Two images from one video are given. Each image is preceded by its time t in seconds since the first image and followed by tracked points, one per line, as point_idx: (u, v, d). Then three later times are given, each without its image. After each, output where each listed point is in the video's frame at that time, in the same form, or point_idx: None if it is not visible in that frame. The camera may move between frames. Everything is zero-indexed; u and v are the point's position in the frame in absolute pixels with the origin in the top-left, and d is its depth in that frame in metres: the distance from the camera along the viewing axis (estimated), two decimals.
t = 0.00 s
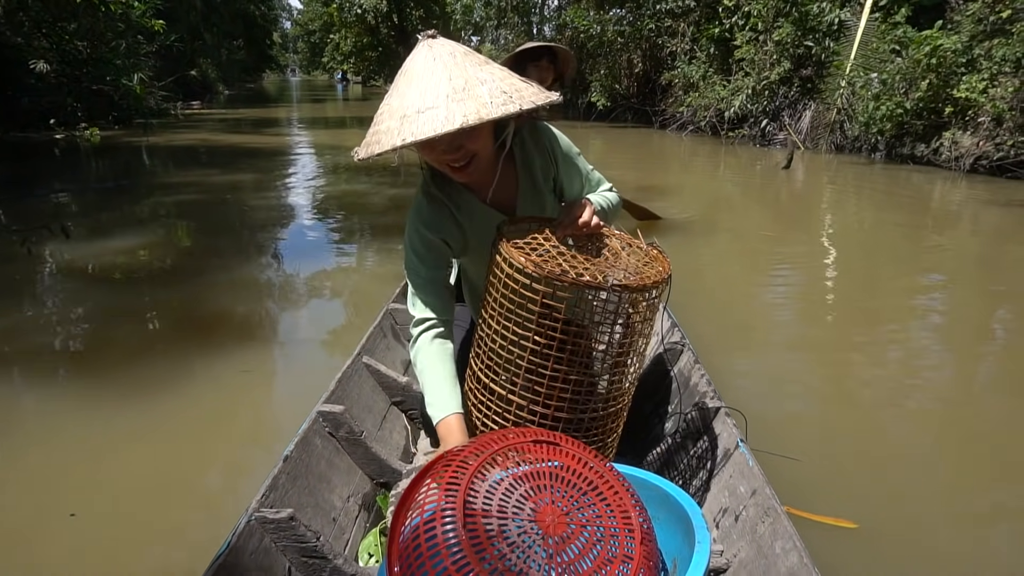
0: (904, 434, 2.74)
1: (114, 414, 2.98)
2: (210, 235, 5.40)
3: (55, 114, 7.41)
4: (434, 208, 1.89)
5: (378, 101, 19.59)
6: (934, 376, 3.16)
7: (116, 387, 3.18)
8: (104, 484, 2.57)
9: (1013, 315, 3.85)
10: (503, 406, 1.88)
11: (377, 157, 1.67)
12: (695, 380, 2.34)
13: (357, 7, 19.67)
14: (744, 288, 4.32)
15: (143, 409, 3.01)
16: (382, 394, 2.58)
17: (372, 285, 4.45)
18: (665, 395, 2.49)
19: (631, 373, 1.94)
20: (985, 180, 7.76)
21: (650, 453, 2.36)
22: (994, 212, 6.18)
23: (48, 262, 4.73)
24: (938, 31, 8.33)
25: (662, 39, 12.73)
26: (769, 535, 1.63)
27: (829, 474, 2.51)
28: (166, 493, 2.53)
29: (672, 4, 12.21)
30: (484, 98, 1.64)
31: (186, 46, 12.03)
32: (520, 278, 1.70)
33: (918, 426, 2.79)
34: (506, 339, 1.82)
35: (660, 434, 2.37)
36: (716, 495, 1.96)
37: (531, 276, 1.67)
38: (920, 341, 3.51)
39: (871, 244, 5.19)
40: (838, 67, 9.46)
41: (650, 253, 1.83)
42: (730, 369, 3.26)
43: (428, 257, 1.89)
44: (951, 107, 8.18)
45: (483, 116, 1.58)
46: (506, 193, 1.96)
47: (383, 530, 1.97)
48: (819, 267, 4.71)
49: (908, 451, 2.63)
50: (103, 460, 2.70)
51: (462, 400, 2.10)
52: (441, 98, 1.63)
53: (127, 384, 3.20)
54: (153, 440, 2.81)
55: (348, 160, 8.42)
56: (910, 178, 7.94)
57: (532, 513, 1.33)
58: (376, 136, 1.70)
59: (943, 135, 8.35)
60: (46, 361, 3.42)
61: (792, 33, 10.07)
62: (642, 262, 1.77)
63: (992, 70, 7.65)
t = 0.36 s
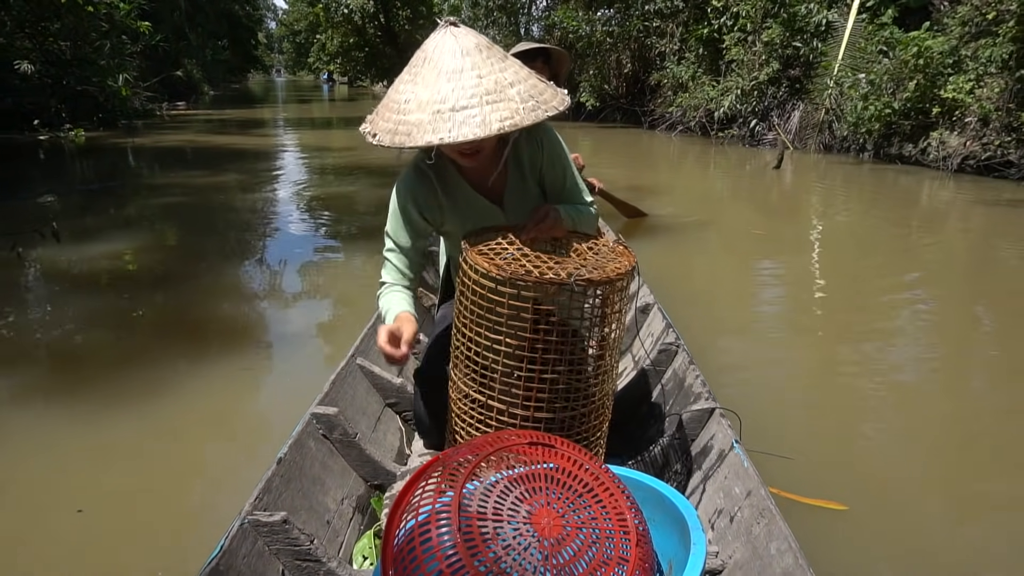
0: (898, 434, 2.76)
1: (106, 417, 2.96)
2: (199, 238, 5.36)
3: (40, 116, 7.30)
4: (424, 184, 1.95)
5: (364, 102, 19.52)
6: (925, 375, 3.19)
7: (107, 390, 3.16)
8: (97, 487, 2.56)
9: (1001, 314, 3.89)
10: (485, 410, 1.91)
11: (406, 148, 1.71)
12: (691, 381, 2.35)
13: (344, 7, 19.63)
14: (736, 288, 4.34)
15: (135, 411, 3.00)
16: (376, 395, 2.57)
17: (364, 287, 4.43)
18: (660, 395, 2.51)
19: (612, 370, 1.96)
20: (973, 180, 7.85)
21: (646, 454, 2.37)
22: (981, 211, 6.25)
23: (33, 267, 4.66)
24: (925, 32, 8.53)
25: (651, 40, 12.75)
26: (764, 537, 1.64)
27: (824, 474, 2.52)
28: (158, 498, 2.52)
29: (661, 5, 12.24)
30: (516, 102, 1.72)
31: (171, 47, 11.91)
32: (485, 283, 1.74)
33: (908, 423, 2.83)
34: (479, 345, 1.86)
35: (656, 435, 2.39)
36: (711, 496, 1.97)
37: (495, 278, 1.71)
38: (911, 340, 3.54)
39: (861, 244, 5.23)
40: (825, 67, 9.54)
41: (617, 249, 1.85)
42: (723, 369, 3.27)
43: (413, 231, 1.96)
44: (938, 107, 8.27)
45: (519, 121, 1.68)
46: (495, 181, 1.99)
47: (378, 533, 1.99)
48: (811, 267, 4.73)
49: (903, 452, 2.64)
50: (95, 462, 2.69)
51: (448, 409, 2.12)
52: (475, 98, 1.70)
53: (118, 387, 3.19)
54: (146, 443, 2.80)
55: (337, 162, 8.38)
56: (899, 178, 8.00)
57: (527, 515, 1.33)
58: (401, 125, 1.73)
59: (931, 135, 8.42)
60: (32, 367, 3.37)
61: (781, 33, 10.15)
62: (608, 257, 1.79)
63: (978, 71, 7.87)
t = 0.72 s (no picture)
0: (888, 431, 2.78)
1: (93, 419, 2.94)
2: (186, 240, 5.32)
3: (23, 117, 7.21)
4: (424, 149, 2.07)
5: (352, 102, 19.44)
6: (914, 373, 3.22)
7: (94, 392, 3.14)
8: (85, 488, 2.55)
9: (989, 311, 3.93)
10: (473, 405, 1.91)
11: (430, 126, 1.82)
12: (679, 382, 2.35)
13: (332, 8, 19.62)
14: (725, 286, 4.36)
15: (122, 414, 2.98)
16: (366, 394, 2.56)
17: (354, 289, 4.41)
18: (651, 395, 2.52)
19: (600, 368, 1.96)
20: (960, 178, 7.97)
21: (633, 457, 2.38)
22: (967, 209, 6.32)
23: (17, 271, 4.60)
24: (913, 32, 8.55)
25: (639, 39, 12.79)
26: (749, 537, 1.65)
27: (815, 473, 2.53)
28: (144, 501, 2.50)
29: (650, 5, 12.30)
30: (533, 94, 1.87)
31: (156, 47, 11.80)
32: (475, 276, 1.76)
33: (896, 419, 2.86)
34: (468, 340, 1.87)
35: (644, 439, 2.40)
36: (698, 497, 1.97)
37: (484, 271, 1.73)
38: (900, 338, 3.57)
39: (850, 242, 5.26)
40: (813, 66, 9.64)
41: (604, 248, 1.85)
42: (713, 367, 3.29)
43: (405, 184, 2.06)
44: (926, 106, 8.39)
45: (537, 113, 1.83)
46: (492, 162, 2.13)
47: (366, 531, 1.99)
48: (799, 265, 4.77)
49: (894, 450, 2.66)
50: (83, 464, 2.67)
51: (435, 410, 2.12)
52: (498, 85, 1.83)
53: (105, 389, 3.17)
54: (134, 445, 2.78)
55: (326, 163, 8.33)
56: (888, 176, 8.08)
57: (517, 514, 1.34)
58: (425, 102, 1.84)
59: (919, 134, 8.51)
60: (17, 373, 3.33)
61: (769, 33, 10.22)
62: (596, 254, 1.80)
63: (965, 70, 8.00)
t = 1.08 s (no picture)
0: (882, 431, 2.80)
1: (85, 423, 2.92)
2: (176, 244, 5.28)
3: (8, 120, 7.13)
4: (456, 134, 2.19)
5: (341, 104, 19.39)
6: (906, 373, 3.25)
7: (84, 396, 3.12)
8: (78, 489, 2.54)
9: (981, 312, 3.97)
10: (465, 390, 1.97)
11: (491, 129, 1.87)
12: (672, 389, 2.38)
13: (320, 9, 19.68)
14: (719, 288, 4.38)
15: (114, 417, 2.96)
16: (360, 394, 2.55)
17: (348, 292, 4.40)
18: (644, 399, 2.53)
19: (588, 355, 2.02)
20: (950, 179, 8.11)
21: (625, 460, 2.41)
22: (958, 211, 6.37)
23: (5, 276, 4.56)
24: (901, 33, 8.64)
25: (629, 41, 12.80)
26: (741, 542, 1.65)
27: (811, 473, 2.54)
28: (133, 505, 2.48)
29: (640, 6, 12.34)
30: (590, 112, 1.94)
31: (143, 48, 11.70)
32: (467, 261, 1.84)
33: (889, 419, 2.88)
34: (461, 325, 1.94)
35: (635, 442, 2.42)
36: (690, 502, 1.98)
37: (476, 255, 1.80)
38: (893, 338, 3.60)
39: (841, 243, 5.31)
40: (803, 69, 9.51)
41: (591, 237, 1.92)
42: (708, 369, 3.30)
43: (417, 160, 2.18)
44: (915, 107, 8.54)
45: (595, 131, 1.90)
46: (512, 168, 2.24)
47: (359, 531, 1.99)
48: (792, 266, 4.80)
49: (888, 449, 2.68)
50: (74, 468, 2.65)
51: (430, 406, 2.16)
52: (559, 99, 1.90)
53: (98, 392, 3.15)
54: (126, 448, 2.77)
55: (316, 165, 8.30)
56: (878, 177, 8.17)
57: (512, 515, 1.33)
58: (489, 105, 1.89)
59: (908, 136, 8.66)
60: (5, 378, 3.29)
61: (759, 35, 10.23)
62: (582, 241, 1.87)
63: (954, 72, 8.05)
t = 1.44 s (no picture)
0: (875, 430, 2.81)
1: (72, 428, 2.90)
2: (167, 247, 5.25)
3: None
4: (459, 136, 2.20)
5: (332, 105, 19.33)
6: (899, 371, 3.27)
7: (72, 401, 3.10)
8: (65, 494, 2.52)
9: (973, 310, 3.99)
10: (457, 380, 1.97)
11: (498, 140, 1.87)
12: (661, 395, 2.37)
13: (311, 9, 19.65)
14: (711, 287, 4.39)
15: (103, 422, 2.94)
16: (347, 387, 2.54)
17: (341, 293, 4.38)
18: (632, 402, 2.52)
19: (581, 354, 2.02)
20: (944, 177, 8.16)
21: (614, 464, 2.40)
22: (950, 209, 6.40)
23: None
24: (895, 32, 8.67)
25: (622, 41, 12.80)
26: (728, 550, 1.65)
27: (803, 472, 2.55)
28: (110, 508, 2.47)
29: (632, 6, 12.34)
30: (598, 126, 1.93)
31: (132, 49, 11.62)
32: (461, 251, 1.84)
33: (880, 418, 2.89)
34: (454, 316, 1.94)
35: (623, 447, 2.41)
36: (677, 507, 1.98)
37: (471, 243, 1.80)
38: (886, 336, 3.62)
39: (834, 242, 5.33)
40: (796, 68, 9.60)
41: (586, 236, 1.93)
42: (700, 368, 3.31)
43: (417, 158, 2.17)
44: (908, 107, 8.57)
45: (601, 147, 1.89)
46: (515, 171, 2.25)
47: (342, 525, 1.98)
48: (786, 265, 4.82)
49: (880, 448, 2.69)
50: (62, 473, 2.63)
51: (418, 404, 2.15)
52: (568, 113, 1.89)
53: (86, 397, 3.13)
54: (115, 452, 2.76)
55: (308, 166, 8.27)
56: (872, 176, 8.21)
57: (502, 516, 1.31)
58: (496, 113, 1.88)
59: (902, 135, 8.72)
60: None
61: (753, 34, 10.25)
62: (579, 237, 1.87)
63: (946, 71, 8.13)
